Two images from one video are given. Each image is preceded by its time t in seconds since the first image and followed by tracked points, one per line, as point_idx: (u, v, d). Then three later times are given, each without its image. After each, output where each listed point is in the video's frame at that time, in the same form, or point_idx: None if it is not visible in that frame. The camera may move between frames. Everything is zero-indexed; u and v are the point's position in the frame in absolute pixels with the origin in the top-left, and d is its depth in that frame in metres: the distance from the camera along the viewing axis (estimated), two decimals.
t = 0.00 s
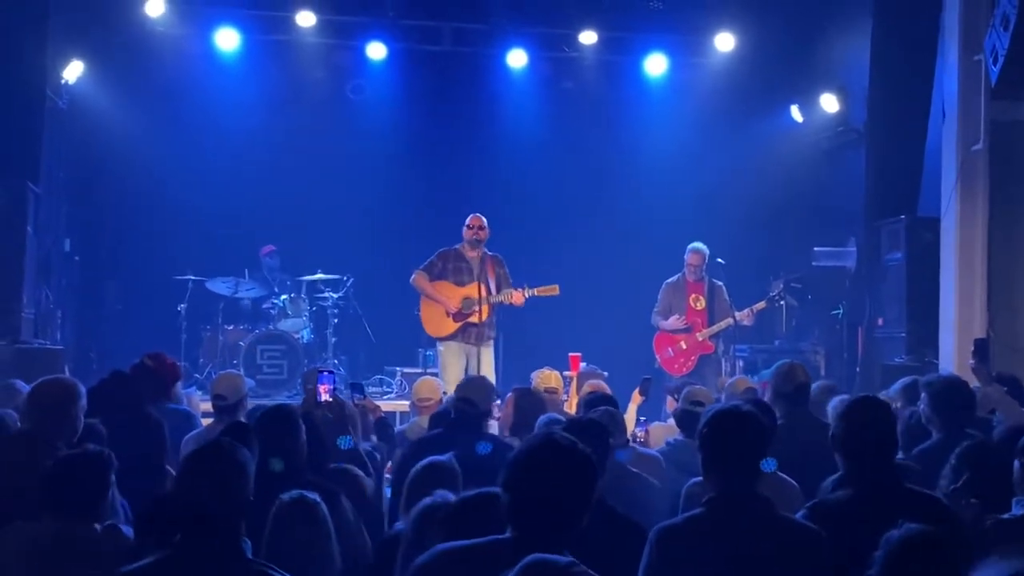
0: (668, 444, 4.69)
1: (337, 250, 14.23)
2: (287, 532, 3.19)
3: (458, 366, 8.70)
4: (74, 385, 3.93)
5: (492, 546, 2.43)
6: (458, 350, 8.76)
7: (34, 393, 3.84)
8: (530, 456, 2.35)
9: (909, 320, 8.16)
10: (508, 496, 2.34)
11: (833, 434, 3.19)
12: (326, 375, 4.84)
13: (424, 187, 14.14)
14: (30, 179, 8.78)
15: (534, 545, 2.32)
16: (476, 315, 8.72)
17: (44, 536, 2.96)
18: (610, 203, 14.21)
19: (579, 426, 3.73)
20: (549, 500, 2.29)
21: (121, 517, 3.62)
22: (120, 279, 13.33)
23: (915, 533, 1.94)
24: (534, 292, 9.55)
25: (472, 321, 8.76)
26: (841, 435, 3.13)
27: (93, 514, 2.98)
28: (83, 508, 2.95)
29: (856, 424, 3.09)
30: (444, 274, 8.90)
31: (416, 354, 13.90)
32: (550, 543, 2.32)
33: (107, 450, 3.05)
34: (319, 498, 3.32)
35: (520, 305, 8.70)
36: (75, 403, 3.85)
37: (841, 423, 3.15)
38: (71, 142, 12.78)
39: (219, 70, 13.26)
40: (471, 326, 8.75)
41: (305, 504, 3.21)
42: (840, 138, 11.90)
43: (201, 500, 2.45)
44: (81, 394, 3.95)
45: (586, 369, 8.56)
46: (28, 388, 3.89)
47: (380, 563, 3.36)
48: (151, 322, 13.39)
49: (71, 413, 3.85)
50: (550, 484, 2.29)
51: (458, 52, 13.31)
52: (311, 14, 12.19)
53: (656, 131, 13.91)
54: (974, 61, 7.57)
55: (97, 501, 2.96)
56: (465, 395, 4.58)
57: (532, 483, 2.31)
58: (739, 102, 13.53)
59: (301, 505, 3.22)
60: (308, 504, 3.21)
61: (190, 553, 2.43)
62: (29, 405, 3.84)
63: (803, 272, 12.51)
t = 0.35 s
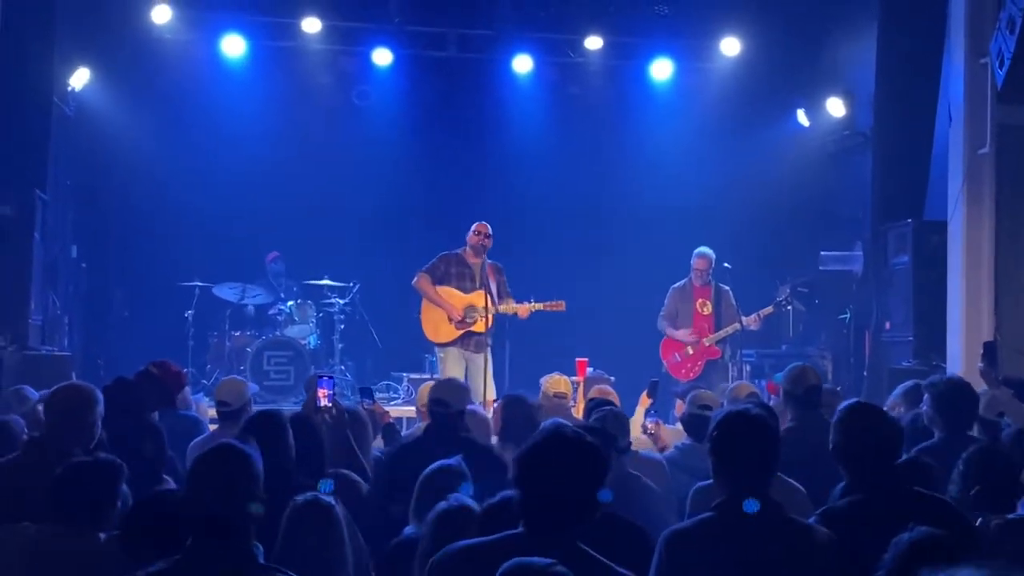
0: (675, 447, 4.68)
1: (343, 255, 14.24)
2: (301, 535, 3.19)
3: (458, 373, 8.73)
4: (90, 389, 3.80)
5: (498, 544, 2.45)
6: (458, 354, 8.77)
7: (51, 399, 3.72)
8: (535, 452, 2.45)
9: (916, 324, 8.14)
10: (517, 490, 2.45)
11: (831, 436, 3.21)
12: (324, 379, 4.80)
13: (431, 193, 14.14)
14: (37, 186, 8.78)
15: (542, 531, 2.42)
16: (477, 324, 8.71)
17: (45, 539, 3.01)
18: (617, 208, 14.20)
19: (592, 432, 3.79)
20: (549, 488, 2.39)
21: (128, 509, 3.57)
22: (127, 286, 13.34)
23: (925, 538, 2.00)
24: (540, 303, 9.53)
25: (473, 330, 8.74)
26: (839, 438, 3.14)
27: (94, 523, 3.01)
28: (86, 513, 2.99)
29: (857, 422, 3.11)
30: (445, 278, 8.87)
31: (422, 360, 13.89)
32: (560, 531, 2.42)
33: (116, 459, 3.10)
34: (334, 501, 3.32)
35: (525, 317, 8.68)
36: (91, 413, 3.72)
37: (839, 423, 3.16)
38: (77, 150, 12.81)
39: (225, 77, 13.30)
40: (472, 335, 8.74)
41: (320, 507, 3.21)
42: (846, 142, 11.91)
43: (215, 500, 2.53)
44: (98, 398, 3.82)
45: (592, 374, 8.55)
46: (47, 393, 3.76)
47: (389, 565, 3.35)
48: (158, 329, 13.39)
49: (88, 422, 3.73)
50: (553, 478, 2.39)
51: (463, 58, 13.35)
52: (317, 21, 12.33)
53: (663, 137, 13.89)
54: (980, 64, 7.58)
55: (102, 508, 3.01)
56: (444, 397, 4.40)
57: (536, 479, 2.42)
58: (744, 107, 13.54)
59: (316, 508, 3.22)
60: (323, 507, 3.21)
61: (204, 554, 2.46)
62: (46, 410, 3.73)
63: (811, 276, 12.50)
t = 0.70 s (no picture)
0: (680, 452, 4.60)
1: (346, 263, 14.25)
2: (307, 548, 3.18)
3: (460, 380, 8.74)
4: (105, 401, 3.73)
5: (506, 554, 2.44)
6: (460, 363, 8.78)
7: (69, 408, 3.65)
8: (540, 459, 2.48)
9: (920, 330, 8.14)
10: (523, 498, 2.47)
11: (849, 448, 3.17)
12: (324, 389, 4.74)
13: (434, 203, 14.15)
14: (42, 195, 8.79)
15: (548, 538, 2.42)
16: (479, 332, 8.72)
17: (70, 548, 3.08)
18: (620, 216, 14.21)
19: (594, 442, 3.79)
20: (554, 492, 2.42)
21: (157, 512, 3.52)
22: (132, 296, 13.37)
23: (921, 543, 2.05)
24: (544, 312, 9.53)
25: (475, 338, 8.75)
26: (855, 445, 3.11)
27: (122, 532, 3.10)
28: (112, 520, 3.08)
29: (875, 433, 3.07)
30: (448, 286, 8.85)
31: (425, 368, 13.89)
32: (567, 537, 2.42)
33: (145, 469, 3.19)
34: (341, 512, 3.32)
35: (529, 326, 8.67)
36: (109, 424, 3.67)
37: (857, 434, 3.12)
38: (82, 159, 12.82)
39: (229, 86, 13.34)
40: (472, 343, 8.74)
41: (324, 518, 3.22)
42: (849, 148, 11.92)
43: (228, 509, 2.76)
44: (113, 409, 3.75)
45: (596, 381, 8.54)
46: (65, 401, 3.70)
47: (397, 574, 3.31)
48: (162, 338, 13.41)
49: (105, 433, 3.68)
50: (558, 482, 2.43)
51: (467, 66, 13.38)
52: (321, 30, 12.37)
53: (667, 143, 13.90)
54: (984, 70, 7.59)
55: (130, 515, 3.09)
56: (432, 409, 4.41)
57: (541, 485, 2.45)
58: (748, 114, 13.54)
59: (321, 519, 3.22)
60: (326, 518, 3.21)
61: (218, 562, 2.75)
62: (60, 420, 3.65)
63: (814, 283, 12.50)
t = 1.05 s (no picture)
0: (681, 460, 4.55)
1: (348, 271, 14.26)
2: (310, 555, 3.22)
3: (462, 388, 8.73)
4: (117, 412, 3.72)
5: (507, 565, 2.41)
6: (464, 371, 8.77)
7: (79, 421, 3.63)
8: (541, 464, 2.45)
9: (921, 336, 8.15)
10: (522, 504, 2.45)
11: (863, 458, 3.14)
12: (325, 397, 4.86)
13: (435, 211, 14.17)
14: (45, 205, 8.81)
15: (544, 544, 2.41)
16: (482, 339, 8.73)
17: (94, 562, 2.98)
18: (622, 223, 14.22)
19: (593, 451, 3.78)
20: (555, 494, 2.40)
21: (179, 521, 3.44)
22: (135, 304, 13.38)
23: None
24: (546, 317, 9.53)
25: (477, 345, 8.75)
26: (868, 454, 3.09)
27: (150, 541, 3.00)
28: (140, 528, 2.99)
29: (886, 443, 3.05)
30: (450, 294, 8.88)
31: (427, 376, 13.89)
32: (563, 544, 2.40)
33: (178, 482, 3.10)
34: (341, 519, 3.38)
35: (531, 333, 8.67)
36: (120, 431, 3.65)
37: (869, 445, 3.09)
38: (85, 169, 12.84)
39: (231, 95, 13.36)
40: (477, 350, 8.74)
41: (324, 523, 3.26)
42: (850, 154, 11.93)
43: (240, 512, 2.80)
44: (124, 420, 3.74)
45: (598, 388, 8.55)
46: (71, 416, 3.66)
47: None
48: (164, 347, 13.42)
49: (115, 441, 3.64)
50: (558, 488, 2.40)
51: (468, 74, 13.40)
52: (322, 38, 12.40)
53: (668, 151, 13.91)
54: (983, 76, 7.61)
55: (158, 534, 3.01)
56: (439, 412, 4.45)
57: (543, 492, 2.42)
58: (749, 120, 13.56)
59: (321, 525, 3.26)
60: (326, 524, 3.26)
61: (231, 565, 2.77)
62: (70, 432, 3.61)
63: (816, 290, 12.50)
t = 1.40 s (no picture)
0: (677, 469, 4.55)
1: (348, 279, 14.26)
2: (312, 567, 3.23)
3: (469, 397, 8.70)
4: (122, 422, 3.69)
5: None
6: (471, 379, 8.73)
7: (82, 433, 3.58)
8: (534, 472, 2.42)
9: (921, 343, 8.16)
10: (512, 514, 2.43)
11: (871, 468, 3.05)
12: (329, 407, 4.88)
13: (435, 219, 14.18)
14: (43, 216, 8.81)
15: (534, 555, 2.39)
16: (489, 346, 8.67)
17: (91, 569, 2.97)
18: (621, 230, 14.23)
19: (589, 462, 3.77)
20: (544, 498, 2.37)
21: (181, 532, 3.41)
22: (135, 314, 13.38)
23: None
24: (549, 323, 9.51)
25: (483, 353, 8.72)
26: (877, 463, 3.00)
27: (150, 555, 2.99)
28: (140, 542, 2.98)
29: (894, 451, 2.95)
30: (457, 304, 8.83)
31: (427, 385, 13.89)
32: (551, 555, 2.38)
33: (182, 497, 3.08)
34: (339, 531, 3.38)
35: (535, 339, 8.65)
36: (123, 442, 3.60)
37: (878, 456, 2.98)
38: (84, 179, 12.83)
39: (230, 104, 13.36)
40: (484, 357, 8.69)
41: (324, 536, 3.26)
42: (849, 162, 11.92)
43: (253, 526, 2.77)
44: (130, 431, 3.70)
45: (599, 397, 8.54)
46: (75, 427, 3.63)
47: None
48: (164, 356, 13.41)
49: (119, 452, 3.60)
50: (548, 494, 2.37)
51: (467, 83, 13.40)
52: (322, 48, 12.41)
53: (667, 158, 13.91)
54: (982, 84, 7.61)
55: (155, 548, 2.99)
56: (459, 422, 4.39)
57: (538, 500, 2.38)
58: (748, 128, 13.56)
59: (321, 537, 3.27)
60: (326, 537, 3.26)
61: None
62: (76, 441, 3.58)
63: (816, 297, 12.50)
